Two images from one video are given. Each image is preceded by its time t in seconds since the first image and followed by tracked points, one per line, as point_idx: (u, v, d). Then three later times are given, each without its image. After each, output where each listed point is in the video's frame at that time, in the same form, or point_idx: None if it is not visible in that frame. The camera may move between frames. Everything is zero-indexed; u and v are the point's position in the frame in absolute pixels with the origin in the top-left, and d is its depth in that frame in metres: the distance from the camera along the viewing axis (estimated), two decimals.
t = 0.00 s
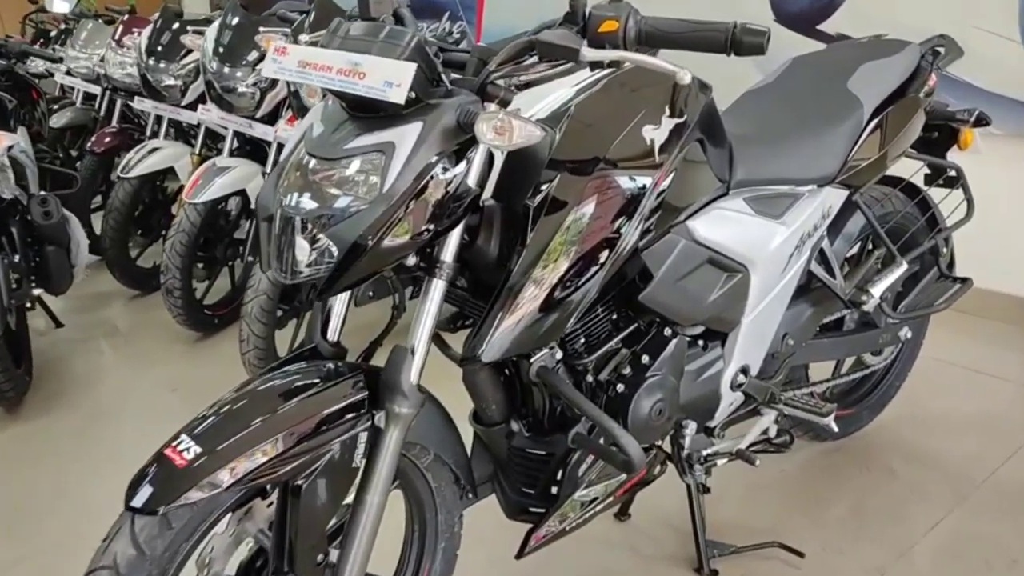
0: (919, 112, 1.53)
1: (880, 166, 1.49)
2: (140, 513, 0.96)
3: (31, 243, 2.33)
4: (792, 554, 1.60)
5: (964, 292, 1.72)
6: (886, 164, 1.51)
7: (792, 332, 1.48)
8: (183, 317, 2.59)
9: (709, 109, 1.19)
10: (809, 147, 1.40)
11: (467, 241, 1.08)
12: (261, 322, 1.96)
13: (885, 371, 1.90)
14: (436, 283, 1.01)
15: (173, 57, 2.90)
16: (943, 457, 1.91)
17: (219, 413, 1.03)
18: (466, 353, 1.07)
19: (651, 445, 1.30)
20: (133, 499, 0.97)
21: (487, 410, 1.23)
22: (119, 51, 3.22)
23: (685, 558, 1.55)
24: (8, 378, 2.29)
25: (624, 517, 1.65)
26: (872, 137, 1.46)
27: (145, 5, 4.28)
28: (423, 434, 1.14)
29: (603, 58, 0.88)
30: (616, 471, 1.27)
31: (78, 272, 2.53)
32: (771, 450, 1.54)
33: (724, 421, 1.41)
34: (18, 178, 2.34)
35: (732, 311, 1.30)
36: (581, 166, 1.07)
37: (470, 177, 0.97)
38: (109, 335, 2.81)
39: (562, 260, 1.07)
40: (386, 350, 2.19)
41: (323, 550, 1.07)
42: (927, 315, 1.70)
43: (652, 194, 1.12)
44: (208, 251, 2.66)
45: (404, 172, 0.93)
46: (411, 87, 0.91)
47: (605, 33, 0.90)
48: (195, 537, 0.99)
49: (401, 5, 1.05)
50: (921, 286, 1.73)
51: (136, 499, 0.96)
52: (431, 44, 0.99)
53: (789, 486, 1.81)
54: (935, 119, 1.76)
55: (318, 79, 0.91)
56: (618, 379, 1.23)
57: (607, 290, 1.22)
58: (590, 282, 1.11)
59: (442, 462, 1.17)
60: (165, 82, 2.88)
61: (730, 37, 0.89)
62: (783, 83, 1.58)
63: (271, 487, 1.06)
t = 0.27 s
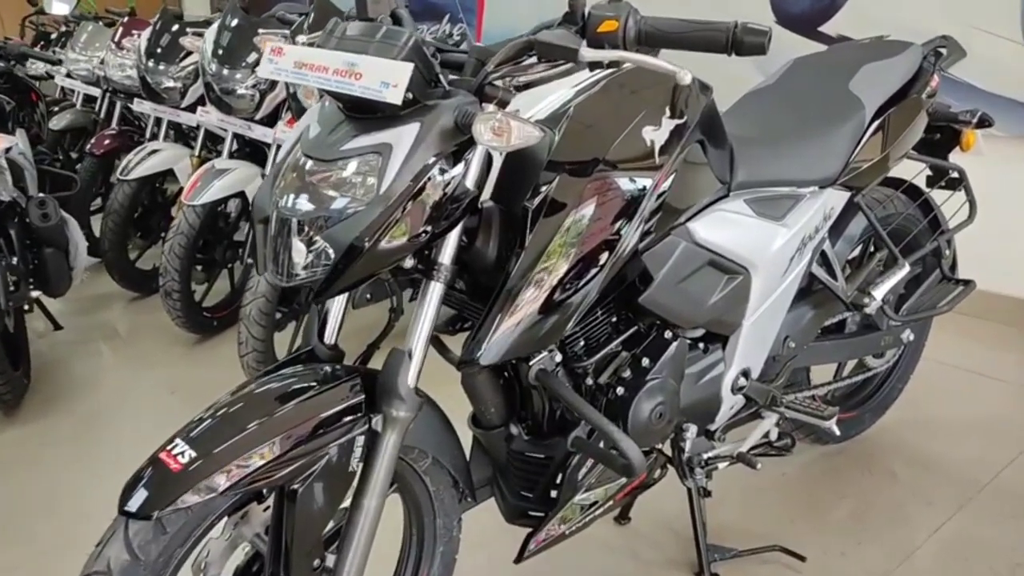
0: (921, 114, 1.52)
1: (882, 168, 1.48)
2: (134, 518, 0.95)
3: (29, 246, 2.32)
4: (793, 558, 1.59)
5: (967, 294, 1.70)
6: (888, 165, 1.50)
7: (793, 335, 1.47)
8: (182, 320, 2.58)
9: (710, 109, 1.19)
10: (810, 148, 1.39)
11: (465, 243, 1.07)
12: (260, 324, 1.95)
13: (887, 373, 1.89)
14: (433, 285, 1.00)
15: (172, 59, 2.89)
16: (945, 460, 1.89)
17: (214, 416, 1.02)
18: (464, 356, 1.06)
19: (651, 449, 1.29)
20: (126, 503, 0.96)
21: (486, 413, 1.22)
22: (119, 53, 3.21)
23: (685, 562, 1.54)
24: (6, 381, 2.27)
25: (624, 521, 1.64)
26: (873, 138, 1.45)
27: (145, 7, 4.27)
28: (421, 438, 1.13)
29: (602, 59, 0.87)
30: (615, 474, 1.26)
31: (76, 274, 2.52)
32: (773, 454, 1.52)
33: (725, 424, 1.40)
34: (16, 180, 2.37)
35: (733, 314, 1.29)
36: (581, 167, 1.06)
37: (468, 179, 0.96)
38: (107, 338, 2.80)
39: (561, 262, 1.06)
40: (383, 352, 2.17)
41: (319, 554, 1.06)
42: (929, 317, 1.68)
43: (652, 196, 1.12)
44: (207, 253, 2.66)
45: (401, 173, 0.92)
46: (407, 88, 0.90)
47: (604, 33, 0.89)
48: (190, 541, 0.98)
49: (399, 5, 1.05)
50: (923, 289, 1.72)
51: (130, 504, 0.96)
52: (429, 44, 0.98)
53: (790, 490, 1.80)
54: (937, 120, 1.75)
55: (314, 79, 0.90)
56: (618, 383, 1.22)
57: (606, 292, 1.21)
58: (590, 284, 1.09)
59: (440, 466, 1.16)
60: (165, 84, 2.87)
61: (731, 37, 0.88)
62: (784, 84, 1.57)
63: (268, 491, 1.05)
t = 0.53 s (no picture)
0: (921, 112, 1.52)
1: (881, 166, 1.47)
2: (131, 518, 0.95)
3: (28, 246, 2.32)
4: (792, 558, 1.59)
5: (966, 293, 1.70)
6: (888, 164, 1.49)
7: (792, 334, 1.47)
8: (181, 320, 2.57)
9: (709, 108, 1.18)
10: (809, 147, 1.38)
11: (463, 243, 1.07)
12: (259, 324, 1.94)
13: (887, 373, 1.89)
14: (431, 285, 0.99)
15: (171, 59, 2.89)
16: (945, 459, 1.89)
17: (211, 417, 1.02)
18: (462, 355, 1.05)
19: (650, 448, 1.28)
20: (122, 504, 0.95)
21: (484, 413, 1.22)
22: (117, 53, 3.21)
23: (685, 562, 1.54)
24: (4, 382, 2.27)
25: (623, 521, 1.63)
26: (873, 137, 1.44)
27: (144, 8, 4.27)
28: (418, 439, 1.13)
29: (599, 56, 0.87)
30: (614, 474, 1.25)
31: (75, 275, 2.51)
32: (773, 454, 1.51)
33: (724, 424, 1.40)
34: (14, 180, 2.36)
35: (732, 313, 1.28)
36: (579, 166, 1.06)
37: (466, 177, 0.96)
38: (106, 338, 2.80)
39: (559, 261, 1.06)
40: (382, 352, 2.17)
41: (317, 555, 1.06)
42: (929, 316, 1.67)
43: (650, 195, 1.11)
44: (206, 253, 2.65)
45: (398, 171, 0.91)
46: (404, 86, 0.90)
47: (602, 31, 0.89)
48: (186, 542, 0.98)
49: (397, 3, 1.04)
50: (923, 287, 1.72)
51: (126, 504, 0.95)
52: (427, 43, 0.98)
53: (790, 490, 1.79)
54: (937, 119, 1.75)
55: (310, 77, 0.89)
56: (617, 382, 1.22)
57: (606, 291, 1.21)
58: (588, 283, 1.09)
59: (438, 467, 1.16)
60: (163, 84, 2.87)
61: (729, 33, 0.86)
62: (783, 82, 1.56)
63: (265, 492, 1.05)
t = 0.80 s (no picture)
0: (919, 110, 1.51)
1: (879, 165, 1.47)
2: (123, 518, 0.95)
3: (25, 245, 2.31)
4: (789, 557, 1.58)
5: (965, 292, 1.70)
6: (886, 163, 1.49)
7: (790, 333, 1.46)
8: (178, 319, 2.57)
9: (705, 107, 1.18)
10: (807, 145, 1.38)
11: (458, 241, 1.06)
12: (255, 324, 1.94)
13: (885, 372, 1.89)
14: (426, 284, 0.99)
15: (169, 58, 2.89)
16: (943, 458, 1.89)
17: (204, 416, 1.01)
18: (457, 354, 1.04)
19: (646, 448, 1.28)
20: (115, 504, 0.95)
21: (479, 413, 1.21)
22: (115, 52, 3.20)
23: (682, 562, 1.53)
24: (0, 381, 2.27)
25: (620, 520, 1.63)
26: (870, 136, 1.44)
27: (141, 7, 4.26)
28: (413, 438, 1.13)
29: (595, 54, 0.86)
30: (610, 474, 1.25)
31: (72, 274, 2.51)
32: (770, 453, 1.50)
33: (721, 423, 1.40)
34: (11, 179, 2.36)
35: (728, 312, 1.28)
36: (574, 164, 1.05)
37: (460, 176, 0.95)
38: (104, 338, 2.79)
39: (554, 260, 1.05)
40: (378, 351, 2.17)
41: (310, 555, 1.05)
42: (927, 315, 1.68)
43: (646, 193, 1.11)
44: (203, 253, 2.64)
45: (392, 170, 0.91)
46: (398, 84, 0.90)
47: (597, 28, 0.88)
48: (179, 542, 0.98)
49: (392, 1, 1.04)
50: (921, 286, 1.72)
51: (119, 504, 0.95)
52: (422, 40, 0.97)
53: (788, 490, 1.79)
54: (935, 118, 1.75)
55: (304, 75, 0.89)
56: (613, 382, 1.22)
57: (601, 290, 1.21)
58: (583, 282, 1.09)
59: (433, 466, 1.15)
60: (161, 83, 2.86)
61: (724, 32, 0.87)
62: (781, 81, 1.56)
63: (259, 491, 1.04)
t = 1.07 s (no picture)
0: (916, 110, 1.51)
1: (877, 165, 1.46)
2: (115, 521, 0.94)
3: (21, 246, 2.31)
4: (786, 559, 1.58)
5: (961, 293, 1.71)
6: (882, 163, 1.49)
7: (786, 334, 1.46)
8: (176, 320, 2.57)
9: (701, 107, 1.18)
10: (802, 146, 1.38)
11: (451, 243, 1.05)
12: (252, 324, 1.93)
13: (882, 373, 1.89)
14: (419, 285, 0.99)
15: (167, 58, 2.88)
16: (940, 460, 1.88)
17: (197, 418, 1.01)
18: (450, 356, 1.04)
19: (642, 449, 1.27)
20: (107, 505, 0.95)
21: (474, 414, 1.21)
22: (114, 53, 3.20)
23: (678, 564, 1.53)
24: None
25: (616, 522, 1.62)
26: (866, 136, 1.44)
27: (140, 7, 4.26)
28: (407, 440, 1.12)
29: (587, 56, 0.86)
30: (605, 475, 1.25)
31: (70, 274, 2.51)
32: (765, 454, 1.51)
33: (716, 424, 1.40)
34: (7, 179, 2.35)
35: (724, 313, 1.28)
36: (568, 165, 1.05)
37: (453, 177, 0.95)
38: (102, 338, 2.79)
39: (548, 261, 1.05)
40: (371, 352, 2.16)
41: (303, 558, 1.05)
42: (924, 316, 1.68)
43: (640, 194, 1.11)
44: (201, 253, 2.64)
45: (385, 171, 0.91)
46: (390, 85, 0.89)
47: (589, 30, 0.88)
48: (171, 544, 0.97)
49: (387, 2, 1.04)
50: (918, 287, 1.72)
51: (110, 508, 0.94)
52: (415, 41, 0.97)
53: (784, 491, 1.78)
54: (931, 118, 1.74)
55: (297, 76, 0.89)
56: (608, 383, 1.22)
57: (595, 292, 1.20)
58: (577, 283, 1.09)
59: (427, 468, 1.15)
60: (159, 83, 2.86)
61: (717, 33, 0.86)
62: (777, 82, 1.55)
63: (252, 493, 1.04)
